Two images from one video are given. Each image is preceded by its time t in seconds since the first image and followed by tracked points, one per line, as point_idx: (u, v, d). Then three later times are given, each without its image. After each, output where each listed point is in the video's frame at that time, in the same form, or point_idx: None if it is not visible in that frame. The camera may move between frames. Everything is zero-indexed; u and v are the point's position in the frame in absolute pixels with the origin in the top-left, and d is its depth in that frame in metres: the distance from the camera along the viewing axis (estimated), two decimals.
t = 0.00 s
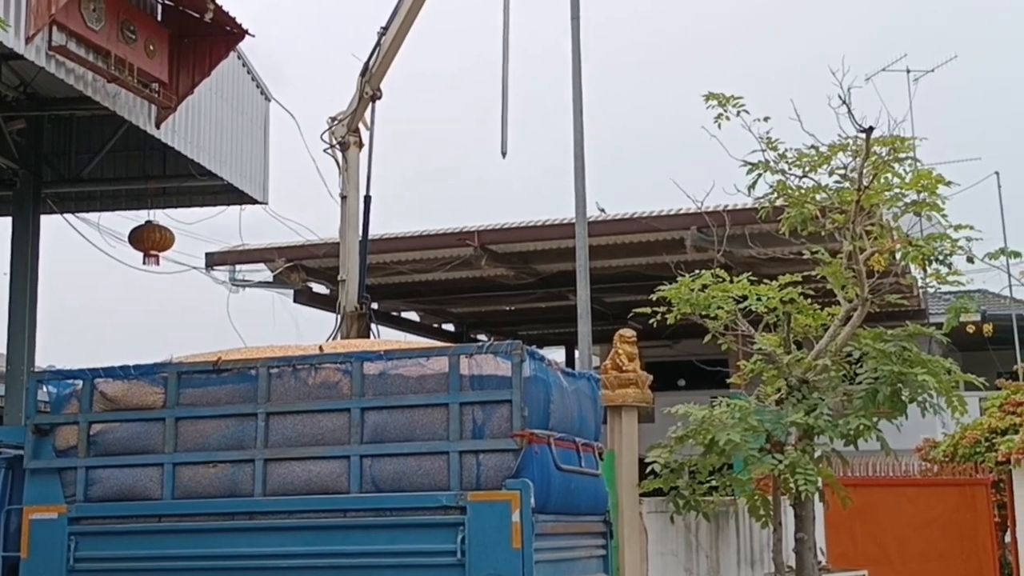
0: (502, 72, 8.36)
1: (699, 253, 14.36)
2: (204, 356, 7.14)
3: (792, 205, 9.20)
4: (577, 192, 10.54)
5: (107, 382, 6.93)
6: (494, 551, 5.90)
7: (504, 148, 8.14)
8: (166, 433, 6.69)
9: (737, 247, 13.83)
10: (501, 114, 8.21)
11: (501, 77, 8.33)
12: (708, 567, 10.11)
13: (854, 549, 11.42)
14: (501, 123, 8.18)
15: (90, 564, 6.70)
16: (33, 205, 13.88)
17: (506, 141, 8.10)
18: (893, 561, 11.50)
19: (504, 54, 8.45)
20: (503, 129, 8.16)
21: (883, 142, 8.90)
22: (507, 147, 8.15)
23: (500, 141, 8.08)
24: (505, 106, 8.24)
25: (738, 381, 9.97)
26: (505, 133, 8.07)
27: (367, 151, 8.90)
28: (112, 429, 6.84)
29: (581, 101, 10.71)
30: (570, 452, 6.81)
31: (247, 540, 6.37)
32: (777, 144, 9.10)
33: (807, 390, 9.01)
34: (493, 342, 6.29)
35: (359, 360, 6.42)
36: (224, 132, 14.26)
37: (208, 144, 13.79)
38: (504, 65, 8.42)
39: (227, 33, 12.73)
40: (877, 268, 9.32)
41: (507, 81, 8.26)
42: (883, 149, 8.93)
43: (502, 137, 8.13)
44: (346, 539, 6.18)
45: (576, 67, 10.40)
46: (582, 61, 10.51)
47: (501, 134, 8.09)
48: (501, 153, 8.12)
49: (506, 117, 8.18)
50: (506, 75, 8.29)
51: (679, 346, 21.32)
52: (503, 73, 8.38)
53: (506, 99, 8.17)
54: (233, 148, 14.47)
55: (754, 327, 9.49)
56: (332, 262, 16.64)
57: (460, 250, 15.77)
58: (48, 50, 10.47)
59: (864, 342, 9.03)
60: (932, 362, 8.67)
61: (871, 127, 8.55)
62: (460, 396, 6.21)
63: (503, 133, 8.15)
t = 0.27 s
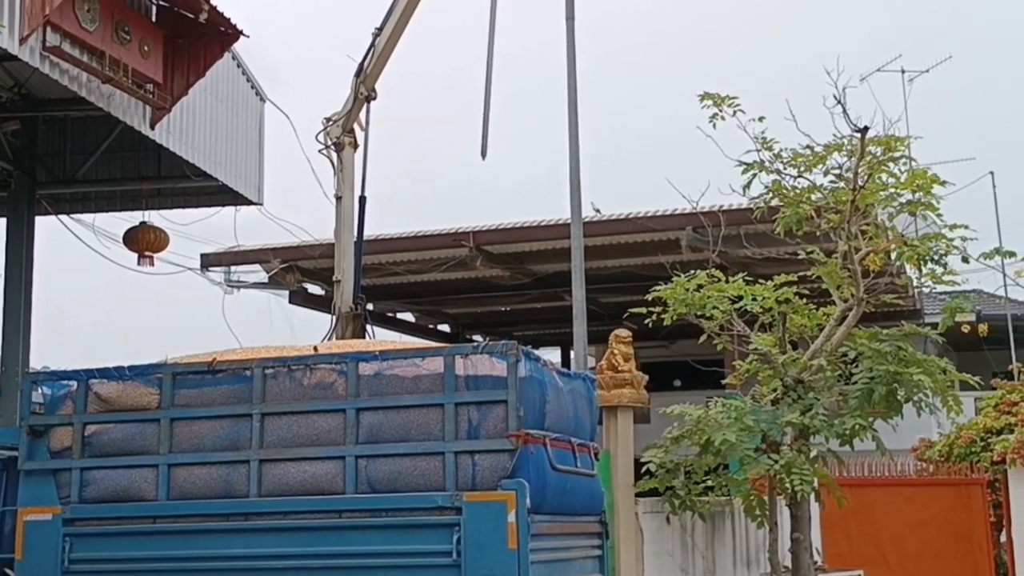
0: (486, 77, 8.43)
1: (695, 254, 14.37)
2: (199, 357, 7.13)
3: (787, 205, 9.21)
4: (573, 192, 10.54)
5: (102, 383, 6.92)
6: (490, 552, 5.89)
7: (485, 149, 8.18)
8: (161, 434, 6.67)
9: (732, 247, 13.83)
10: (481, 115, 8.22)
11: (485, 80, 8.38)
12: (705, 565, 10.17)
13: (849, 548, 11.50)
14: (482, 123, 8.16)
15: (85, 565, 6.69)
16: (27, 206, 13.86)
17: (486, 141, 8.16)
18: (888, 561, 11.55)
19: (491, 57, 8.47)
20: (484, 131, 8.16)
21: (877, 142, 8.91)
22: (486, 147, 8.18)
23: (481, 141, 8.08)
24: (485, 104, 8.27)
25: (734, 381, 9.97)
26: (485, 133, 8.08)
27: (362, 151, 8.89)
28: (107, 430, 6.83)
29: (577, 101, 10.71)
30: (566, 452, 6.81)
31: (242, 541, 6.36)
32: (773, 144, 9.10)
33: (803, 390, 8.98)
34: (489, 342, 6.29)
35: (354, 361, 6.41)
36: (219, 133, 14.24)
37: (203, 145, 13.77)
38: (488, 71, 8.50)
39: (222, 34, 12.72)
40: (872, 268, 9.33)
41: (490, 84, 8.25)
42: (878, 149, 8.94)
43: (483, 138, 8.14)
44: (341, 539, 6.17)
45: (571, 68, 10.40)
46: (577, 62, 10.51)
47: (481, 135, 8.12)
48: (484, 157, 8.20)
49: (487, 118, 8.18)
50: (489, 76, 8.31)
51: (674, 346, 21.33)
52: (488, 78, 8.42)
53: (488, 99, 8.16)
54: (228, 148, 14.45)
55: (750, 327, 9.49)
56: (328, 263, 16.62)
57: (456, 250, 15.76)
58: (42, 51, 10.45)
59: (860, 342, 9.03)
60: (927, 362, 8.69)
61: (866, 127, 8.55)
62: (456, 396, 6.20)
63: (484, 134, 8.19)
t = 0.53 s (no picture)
0: (480, 77, 8.43)
1: (691, 254, 14.37)
2: (195, 357, 7.11)
3: (784, 205, 9.21)
4: (569, 192, 10.53)
5: (98, 383, 6.90)
6: (486, 552, 5.89)
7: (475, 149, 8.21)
8: (157, 434, 6.66)
9: (729, 248, 13.84)
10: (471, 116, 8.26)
11: (477, 81, 8.39)
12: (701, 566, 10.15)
13: (846, 549, 11.54)
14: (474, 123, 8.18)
15: (81, 565, 6.67)
16: (23, 206, 13.83)
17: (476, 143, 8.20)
18: (885, 561, 11.57)
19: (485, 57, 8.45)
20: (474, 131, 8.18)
21: (874, 142, 8.91)
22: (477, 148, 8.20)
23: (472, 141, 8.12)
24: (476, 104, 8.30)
25: (730, 382, 9.97)
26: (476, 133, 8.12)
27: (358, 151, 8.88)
28: (103, 430, 6.81)
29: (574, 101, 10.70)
30: (562, 452, 6.80)
31: (238, 540, 6.34)
32: (769, 144, 9.10)
33: (800, 390, 9.00)
34: (486, 342, 6.28)
35: (351, 360, 6.40)
36: (216, 133, 14.23)
37: (199, 145, 13.76)
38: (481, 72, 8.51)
39: (218, 34, 12.71)
40: (869, 268, 9.33)
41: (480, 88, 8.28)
42: (874, 149, 8.94)
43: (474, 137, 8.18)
44: (338, 539, 6.16)
45: (568, 68, 10.39)
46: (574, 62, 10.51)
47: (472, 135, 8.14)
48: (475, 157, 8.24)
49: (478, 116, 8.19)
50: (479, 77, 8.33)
51: (671, 347, 21.34)
52: (481, 78, 8.43)
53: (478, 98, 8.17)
54: (224, 148, 14.44)
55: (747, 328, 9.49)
56: (324, 264, 16.61)
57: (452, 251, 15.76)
58: (39, 50, 10.44)
59: (857, 342, 9.02)
60: (924, 362, 8.69)
61: (863, 127, 8.56)
62: (453, 396, 6.19)
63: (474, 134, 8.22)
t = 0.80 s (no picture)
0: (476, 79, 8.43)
1: (688, 257, 14.37)
2: (191, 358, 7.10)
3: (781, 206, 9.22)
4: (566, 194, 10.52)
5: (94, 385, 6.89)
6: (483, 553, 5.87)
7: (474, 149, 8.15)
8: (153, 436, 6.65)
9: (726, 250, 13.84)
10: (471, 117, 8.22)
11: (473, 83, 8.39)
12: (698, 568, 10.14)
13: (844, 552, 11.53)
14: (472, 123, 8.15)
15: (77, 567, 6.66)
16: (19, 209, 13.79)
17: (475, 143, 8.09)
18: (881, 564, 11.59)
19: (482, 59, 8.46)
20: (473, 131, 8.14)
21: (870, 144, 8.91)
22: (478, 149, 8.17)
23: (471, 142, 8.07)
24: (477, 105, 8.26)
25: (727, 383, 9.97)
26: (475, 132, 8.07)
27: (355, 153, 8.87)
28: (99, 432, 6.80)
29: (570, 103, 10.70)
30: (559, 453, 6.79)
31: (234, 543, 6.33)
32: (765, 145, 9.10)
33: (796, 392, 9.01)
34: (482, 343, 6.27)
35: (347, 362, 6.39)
36: (212, 136, 14.22)
37: (196, 147, 13.76)
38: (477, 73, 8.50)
39: (214, 36, 12.70)
40: (865, 270, 9.34)
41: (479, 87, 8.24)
42: (871, 151, 8.93)
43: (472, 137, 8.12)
44: (334, 542, 6.14)
45: (565, 70, 10.39)
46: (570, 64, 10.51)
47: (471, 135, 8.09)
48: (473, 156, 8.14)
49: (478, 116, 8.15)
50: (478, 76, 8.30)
51: (669, 349, 21.34)
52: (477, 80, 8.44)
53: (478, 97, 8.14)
54: (221, 150, 14.43)
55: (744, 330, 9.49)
56: (321, 266, 16.60)
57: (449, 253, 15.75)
58: (34, 52, 10.46)
59: (853, 343, 8.96)
60: (921, 363, 8.69)
61: (859, 128, 8.56)
62: (449, 397, 6.18)
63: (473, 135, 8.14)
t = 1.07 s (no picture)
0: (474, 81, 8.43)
1: (685, 260, 14.38)
2: (188, 361, 7.09)
3: (778, 209, 9.23)
4: (563, 197, 10.53)
5: (91, 387, 6.88)
6: (479, 556, 5.87)
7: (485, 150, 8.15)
8: (150, 438, 6.64)
9: (723, 253, 13.85)
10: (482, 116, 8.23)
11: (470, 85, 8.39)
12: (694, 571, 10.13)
13: (841, 554, 11.51)
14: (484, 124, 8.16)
15: (73, 570, 6.65)
16: (16, 212, 13.76)
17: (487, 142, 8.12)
18: (879, 566, 11.59)
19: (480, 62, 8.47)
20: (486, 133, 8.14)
21: (867, 147, 8.90)
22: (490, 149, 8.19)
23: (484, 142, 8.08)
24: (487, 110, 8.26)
25: (724, 387, 9.97)
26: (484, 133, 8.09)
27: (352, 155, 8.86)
28: (96, 435, 6.79)
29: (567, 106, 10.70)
30: (555, 455, 6.79)
31: (230, 545, 6.32)
32: (762, 148, 9.11)
33: (793, 395, 9.02)
34: (479, 346, 6.26)
35: (344, 364, 6.38)
36: (209, 138, 14.21)
37: (193, 150, 13.75)
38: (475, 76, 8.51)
39: (211, 38, 12.70)
40: (862, 272, 9.35)
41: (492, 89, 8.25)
42: (868, 154, 8.93)
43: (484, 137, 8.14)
44: (330, 544, 6.14)
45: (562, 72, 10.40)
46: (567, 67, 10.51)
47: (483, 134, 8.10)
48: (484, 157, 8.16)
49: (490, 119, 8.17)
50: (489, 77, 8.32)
51: (666, 352, 21.36)
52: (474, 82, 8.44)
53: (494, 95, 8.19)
54: (218, 153, 14.42)
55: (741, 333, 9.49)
56: (318, 269, 16.59)
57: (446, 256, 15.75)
58: (32, 54, 10.48)
59: (850, 346, 8.99)
60: (917, 366, 8.70)
61: (856, 131, 8.57)
62: (445, 400, 6.18)
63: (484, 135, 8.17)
